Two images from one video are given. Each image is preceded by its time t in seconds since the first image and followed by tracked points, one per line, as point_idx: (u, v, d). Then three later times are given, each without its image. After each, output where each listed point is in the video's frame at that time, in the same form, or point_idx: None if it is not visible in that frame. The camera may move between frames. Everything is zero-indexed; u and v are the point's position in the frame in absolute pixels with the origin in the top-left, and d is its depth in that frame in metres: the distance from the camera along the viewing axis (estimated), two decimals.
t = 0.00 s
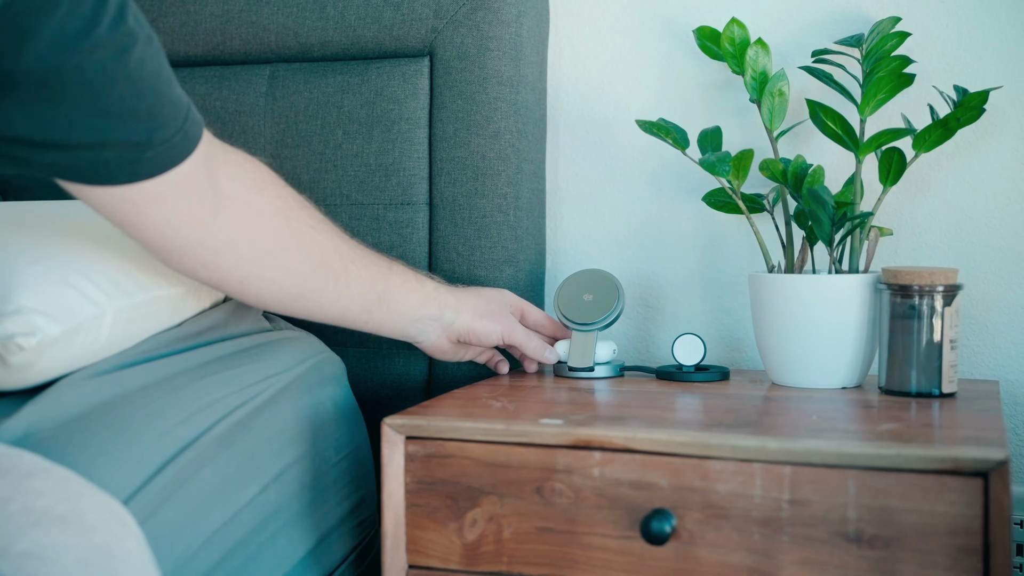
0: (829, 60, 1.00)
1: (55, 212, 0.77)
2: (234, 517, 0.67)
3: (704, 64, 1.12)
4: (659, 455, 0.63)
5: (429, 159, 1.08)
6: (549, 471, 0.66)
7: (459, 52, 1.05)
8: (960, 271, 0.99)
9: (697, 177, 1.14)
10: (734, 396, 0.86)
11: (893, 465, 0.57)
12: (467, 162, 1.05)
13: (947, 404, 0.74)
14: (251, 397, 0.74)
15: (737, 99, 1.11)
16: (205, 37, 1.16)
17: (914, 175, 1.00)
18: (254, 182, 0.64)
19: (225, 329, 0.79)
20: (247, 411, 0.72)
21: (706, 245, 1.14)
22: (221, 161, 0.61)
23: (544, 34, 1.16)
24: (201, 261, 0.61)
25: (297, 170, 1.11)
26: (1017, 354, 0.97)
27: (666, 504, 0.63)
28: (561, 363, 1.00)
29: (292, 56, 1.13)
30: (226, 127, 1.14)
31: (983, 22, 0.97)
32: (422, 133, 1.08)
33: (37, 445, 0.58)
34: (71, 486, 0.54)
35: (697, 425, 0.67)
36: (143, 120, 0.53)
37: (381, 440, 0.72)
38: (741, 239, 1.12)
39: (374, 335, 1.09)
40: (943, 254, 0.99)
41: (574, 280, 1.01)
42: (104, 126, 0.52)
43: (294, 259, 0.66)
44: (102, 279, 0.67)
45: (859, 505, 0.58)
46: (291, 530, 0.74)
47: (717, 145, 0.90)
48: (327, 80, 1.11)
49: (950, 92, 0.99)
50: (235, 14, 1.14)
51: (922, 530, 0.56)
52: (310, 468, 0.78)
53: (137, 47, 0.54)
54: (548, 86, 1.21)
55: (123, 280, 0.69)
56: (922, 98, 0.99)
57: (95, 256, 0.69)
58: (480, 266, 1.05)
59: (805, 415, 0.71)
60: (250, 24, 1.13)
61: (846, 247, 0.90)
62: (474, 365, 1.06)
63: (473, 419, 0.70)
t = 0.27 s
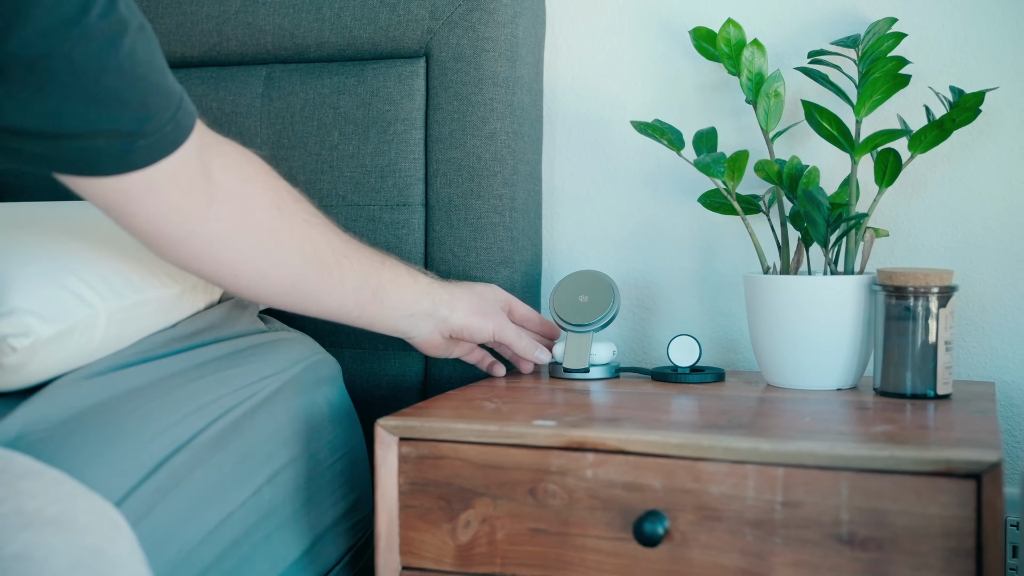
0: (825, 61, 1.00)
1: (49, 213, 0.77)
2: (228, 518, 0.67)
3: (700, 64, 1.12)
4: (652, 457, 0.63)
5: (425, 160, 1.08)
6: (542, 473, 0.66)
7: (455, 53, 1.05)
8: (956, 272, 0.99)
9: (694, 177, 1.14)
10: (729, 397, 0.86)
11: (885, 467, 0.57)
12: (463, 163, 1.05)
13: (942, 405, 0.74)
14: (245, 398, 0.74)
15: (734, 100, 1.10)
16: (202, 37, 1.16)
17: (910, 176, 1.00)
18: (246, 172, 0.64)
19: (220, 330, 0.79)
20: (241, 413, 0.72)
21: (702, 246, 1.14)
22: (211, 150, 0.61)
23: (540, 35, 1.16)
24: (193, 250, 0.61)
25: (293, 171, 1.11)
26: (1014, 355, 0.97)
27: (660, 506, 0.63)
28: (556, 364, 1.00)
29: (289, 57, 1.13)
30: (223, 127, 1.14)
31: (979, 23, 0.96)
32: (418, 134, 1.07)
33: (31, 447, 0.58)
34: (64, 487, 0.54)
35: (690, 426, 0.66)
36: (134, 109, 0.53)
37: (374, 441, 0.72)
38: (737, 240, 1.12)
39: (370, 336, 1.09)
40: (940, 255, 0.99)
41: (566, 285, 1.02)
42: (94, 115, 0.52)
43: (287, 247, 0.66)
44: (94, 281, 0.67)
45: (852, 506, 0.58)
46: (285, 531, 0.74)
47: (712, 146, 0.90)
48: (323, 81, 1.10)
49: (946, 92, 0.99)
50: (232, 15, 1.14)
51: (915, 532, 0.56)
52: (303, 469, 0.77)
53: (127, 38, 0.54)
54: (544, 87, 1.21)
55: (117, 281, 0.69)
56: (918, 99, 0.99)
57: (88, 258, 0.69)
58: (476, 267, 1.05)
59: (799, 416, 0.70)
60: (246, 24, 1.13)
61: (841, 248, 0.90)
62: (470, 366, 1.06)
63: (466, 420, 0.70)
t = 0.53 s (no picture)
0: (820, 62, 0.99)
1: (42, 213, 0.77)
2: (220, 519, 0.67)
3: (695, 65, 1.12)
4: (644, 459, 0.63)
5: (419, 161, 1.07)
6: (534, 475, 0.66)
7: (450, 53, 1.05)
8: (951, 274, 0.98)
9: (689, 178, 1.13)
10: (723, 399, 0.85)
11: (878, 470, 0.56)
12: (457, 164, 1.05)
13: (935, 407, 0.74)
14: (236, 399, 0.73)
15: (729, 101, 1.10)
16: (195, 37, 1.15)
17: (904, 177, 0.99)
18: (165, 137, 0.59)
19: (212, 331, 0.78)
20: (233, 413, 0.72)
21: (697, 247, 1.13)
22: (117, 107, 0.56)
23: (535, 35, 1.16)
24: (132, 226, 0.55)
25: (287, 172, 1.11)
26: (1008, 356, 0.96)
27: (651, 508, 0.63)
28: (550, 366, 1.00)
29: (283, 57, 1.13)
30: (216, 127, 1.13)
31: (974, 24, 0.96)
32: (412, 134, 1.07)
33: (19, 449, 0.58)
34: (52, 487, 0.54)
35: (683, 429, 0.66)
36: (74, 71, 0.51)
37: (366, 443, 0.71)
38: (732, 241, 1.12)
39: (363, 337, 1.09)
40: (935, 257, 0.99)
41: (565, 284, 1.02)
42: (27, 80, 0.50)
43: (197, 207, 0.56)
44: (86, 282, 0.67)
45: (844, 509, 0.57)
46: (278, 533, 0.74)
47: (706, 147, 0.89)
48: (316, 81, 1.10)
49: (940, 94, 0.99)
50: (225, 15, 1.14)
51: (907, 535, 0.56)
52: (296, 471, 0.77)
53: None
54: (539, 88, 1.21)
55: (108, 281, 0.68)
56: (912, 101, 0.99)
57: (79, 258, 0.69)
58: (470, 268, 1.05)
59: (792, 419, 0.70)
60: (240, 25, 1.13)
61: (835, 249, 0.90)
62: (464, 367, 1.06)
63: (457, 422, 0.69)
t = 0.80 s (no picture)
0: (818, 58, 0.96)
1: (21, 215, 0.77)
2: (181, 523, 0.67)
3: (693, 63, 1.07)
4: (613, 470, 0.61)
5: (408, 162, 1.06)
6: (502, 486, 0.64)
7: (438, 51, 1.04)
8: (956, 277, 0.94)
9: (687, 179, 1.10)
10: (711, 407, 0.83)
11: (853, 484, 0.54)
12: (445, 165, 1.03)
13: (929, 418, 0.70)
14: (204, 404, 0.73)
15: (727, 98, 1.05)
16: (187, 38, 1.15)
17: (906, 177, 0.96)
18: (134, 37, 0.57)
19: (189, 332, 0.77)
20: (200, 415, 0.72)
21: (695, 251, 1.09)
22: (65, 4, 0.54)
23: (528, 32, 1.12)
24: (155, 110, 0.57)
25: (277, 174, 1.10)
26: (1017, 364, 0.92)
27: (621, 521, 0.60)
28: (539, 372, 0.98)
29: (273, 57, 1.12)
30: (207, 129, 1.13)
31: (980, 17, 0.92)
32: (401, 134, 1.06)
33: None
34: None
35: (657, 438, 0.64)
36: None
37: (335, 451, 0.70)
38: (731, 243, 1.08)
39: (353, 341, 1.08)
40: (939, 260, 0.95)
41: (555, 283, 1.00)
42: None
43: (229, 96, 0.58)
44: (49, 287, 0.67)
45: (819, 525, 0.55)
46: (250, 539, 0.73)
47: (695, 146, 0.87)
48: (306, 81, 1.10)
49: (944, 90, 0.95)
50: (217, 15, 1.14)
51: (884, 553, 0.53)
52: (270, 476, 0.76)
53: None
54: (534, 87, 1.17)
55: (73, 286, 0.69)
56: (914, 98, 0.95)
57: (45, 263, 0.69)
58: (459, 271, 1.03)
59: (774, 428, 0.67)
60: (232, 25, 1.13)
61: (830, 252, 0.87)
62: (453, 373, 1.04)
63: (426, 430, 0.68)
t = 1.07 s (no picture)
0: (815, 58, 0.96)
1: (18, 214, 0.77)
2: (177, 528, 0.67)
3: (690, 61, 1.07)
4: (608, 471, 0.60)
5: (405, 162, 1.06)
6: (497, 487, 0.64)
7: (435, 51, 1.04)
8: (954, 277, 0.94)
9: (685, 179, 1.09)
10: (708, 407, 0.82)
11: (847, 485, 0.54)
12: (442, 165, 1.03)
13: (926, 418, 0.70)
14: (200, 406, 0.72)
15: (725, 98, 1.05)
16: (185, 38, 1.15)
17: (903, 176, 0.96)
18: (330, 90, 0.59)
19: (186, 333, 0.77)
20: (195, 419, 0.71)
21: (693, 250, 1.09)
22: (268, 56, 0.56)
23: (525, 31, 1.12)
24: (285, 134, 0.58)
25: (274, 174, 1.10)
26: (1015, 364, 0.92)
27: (616, 523, 0.60)
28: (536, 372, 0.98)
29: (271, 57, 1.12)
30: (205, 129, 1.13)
31: (978, 17, 0.92)
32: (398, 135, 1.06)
33: None
34: None
35: (651, 439, 0.64)
36: (92, 7, 0.47)
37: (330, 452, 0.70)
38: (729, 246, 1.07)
39: (350, 341, 1.08)
40: (937, 260, 0.95)
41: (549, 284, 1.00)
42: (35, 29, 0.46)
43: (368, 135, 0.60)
44: (43, 288, 0.68)
45: (813, 527, 0.54)
46: (246, 541, 0.73)
47: (692, 146, 0.87)
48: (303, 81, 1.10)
49: (942, 90, 0.95)
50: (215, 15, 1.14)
51: (878, 554, 0.53)
52: (266, 478, 0.76)
53: None
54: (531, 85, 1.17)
55: (68, 287, 0.69)
56: (911, 97, 0.95)
57: (40, 264, 0.69)
58: (456, 271, 1.03)
59: (770, 429, 0.67)
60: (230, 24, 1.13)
61: (827, 252, 0.87)
62: (450, 373, 1.04)
63: (421, 431, 0.68)
